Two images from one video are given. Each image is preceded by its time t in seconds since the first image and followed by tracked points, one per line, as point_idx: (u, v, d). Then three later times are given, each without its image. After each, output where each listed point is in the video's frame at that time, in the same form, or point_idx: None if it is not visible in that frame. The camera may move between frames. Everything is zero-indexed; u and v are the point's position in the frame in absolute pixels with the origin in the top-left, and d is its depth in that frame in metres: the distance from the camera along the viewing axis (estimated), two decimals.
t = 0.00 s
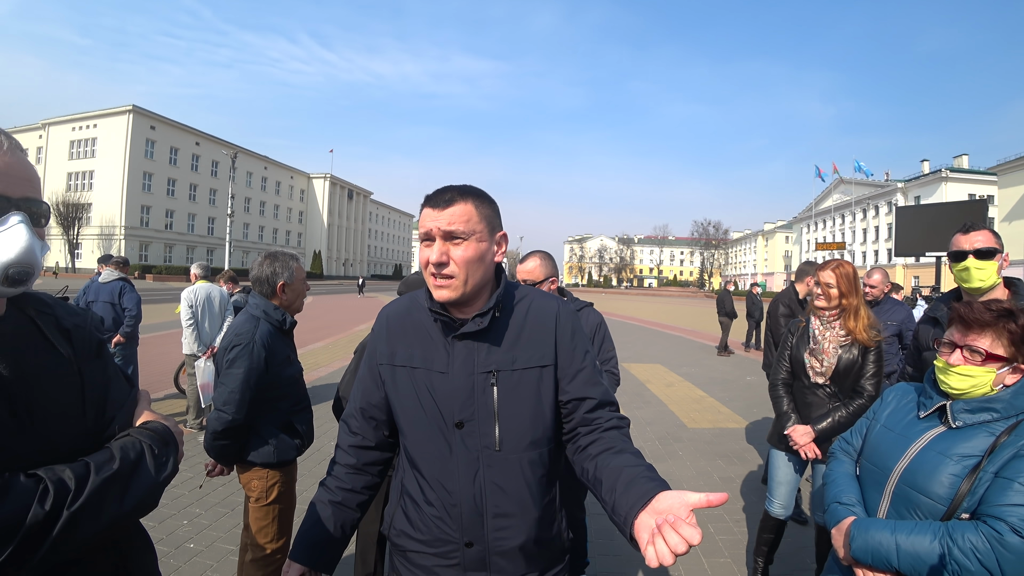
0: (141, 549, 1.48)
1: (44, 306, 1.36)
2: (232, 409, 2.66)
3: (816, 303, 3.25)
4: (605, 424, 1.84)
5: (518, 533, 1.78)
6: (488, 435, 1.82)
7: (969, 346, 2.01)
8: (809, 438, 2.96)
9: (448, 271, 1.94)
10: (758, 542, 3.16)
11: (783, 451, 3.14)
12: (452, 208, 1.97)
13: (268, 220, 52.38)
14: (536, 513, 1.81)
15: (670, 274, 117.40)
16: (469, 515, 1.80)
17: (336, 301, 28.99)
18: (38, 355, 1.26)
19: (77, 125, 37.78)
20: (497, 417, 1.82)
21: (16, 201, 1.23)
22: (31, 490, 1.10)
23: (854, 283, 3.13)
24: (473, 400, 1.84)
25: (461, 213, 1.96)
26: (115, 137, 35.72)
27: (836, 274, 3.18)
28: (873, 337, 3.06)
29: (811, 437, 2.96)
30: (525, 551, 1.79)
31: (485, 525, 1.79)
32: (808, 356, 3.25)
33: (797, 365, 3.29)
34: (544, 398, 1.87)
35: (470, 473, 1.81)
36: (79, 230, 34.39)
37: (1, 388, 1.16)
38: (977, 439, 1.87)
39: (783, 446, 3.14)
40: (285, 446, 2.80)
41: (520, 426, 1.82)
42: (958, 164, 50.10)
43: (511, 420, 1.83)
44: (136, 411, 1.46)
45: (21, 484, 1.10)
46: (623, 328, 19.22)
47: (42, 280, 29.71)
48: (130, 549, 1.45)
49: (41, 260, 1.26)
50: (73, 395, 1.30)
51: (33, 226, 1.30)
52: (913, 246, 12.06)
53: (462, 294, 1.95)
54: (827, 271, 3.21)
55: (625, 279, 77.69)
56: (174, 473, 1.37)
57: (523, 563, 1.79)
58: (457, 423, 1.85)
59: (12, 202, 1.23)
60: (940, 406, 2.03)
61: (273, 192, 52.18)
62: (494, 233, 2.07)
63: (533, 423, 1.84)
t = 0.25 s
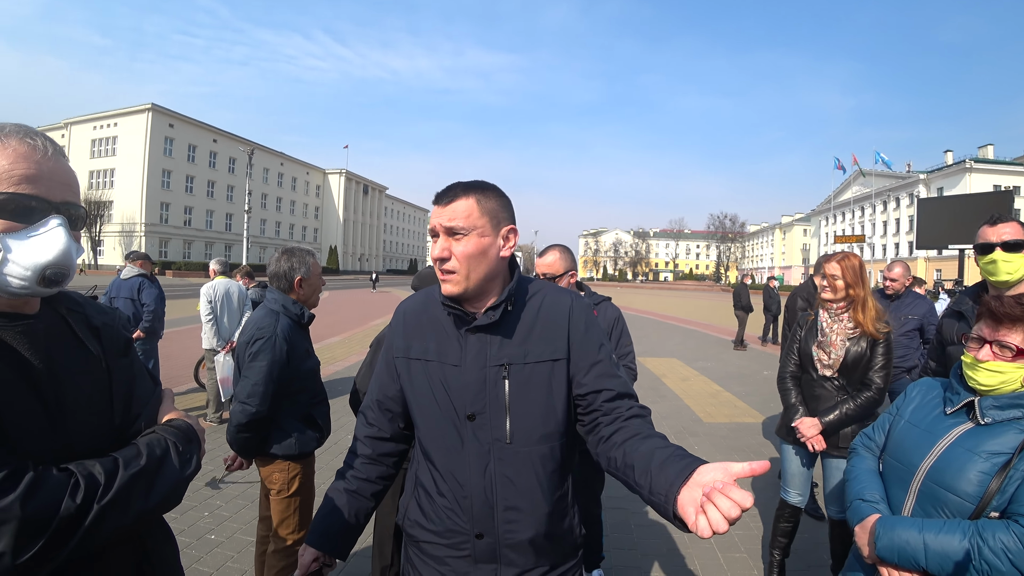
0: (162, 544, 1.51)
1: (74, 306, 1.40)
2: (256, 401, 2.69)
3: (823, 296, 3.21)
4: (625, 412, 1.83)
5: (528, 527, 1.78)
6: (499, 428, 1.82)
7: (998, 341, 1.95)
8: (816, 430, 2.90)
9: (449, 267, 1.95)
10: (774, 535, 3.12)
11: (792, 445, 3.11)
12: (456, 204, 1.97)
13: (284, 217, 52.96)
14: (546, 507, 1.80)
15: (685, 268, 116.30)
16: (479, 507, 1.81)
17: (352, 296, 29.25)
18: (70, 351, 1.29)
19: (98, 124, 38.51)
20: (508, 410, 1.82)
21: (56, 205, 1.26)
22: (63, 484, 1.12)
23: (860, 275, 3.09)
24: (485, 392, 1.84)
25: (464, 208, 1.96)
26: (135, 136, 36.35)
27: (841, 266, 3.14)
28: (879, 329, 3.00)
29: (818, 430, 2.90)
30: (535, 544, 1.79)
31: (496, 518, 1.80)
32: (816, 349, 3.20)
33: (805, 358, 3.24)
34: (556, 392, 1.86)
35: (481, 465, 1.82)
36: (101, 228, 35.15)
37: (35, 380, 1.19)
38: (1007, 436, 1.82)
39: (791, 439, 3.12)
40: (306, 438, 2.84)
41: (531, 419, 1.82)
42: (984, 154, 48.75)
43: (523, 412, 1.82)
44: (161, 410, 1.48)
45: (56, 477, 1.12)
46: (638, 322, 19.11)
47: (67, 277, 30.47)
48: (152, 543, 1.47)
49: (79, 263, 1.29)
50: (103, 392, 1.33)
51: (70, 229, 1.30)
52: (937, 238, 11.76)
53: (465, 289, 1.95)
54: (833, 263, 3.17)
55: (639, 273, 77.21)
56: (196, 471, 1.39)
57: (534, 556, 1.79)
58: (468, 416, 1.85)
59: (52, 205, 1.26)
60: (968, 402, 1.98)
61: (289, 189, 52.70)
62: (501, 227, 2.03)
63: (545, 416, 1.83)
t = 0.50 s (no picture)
0: (172, 550, 1.48)
1: (81, 308, 1.36)
2: (273, 397, 2.71)
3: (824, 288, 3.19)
4: (630, 412, 1.81)
5: (535, 520, 1.78)
6: (506, 423, 1.81)
7: (1019, 336, 1.91)
8: (817, 423, 2.87)
9: (458, 265, 1.94)
10: (785, 529, 3.09)
11: (795, 438, 3.09)
12: (462, 203, 1.96)
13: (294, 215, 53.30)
14: (553, 502, 1.79)
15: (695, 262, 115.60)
16: (486, 501, 1.81)
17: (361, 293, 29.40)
18: (76, 355, 1.28)
19: (110, 125, 38.93)
20: (516, 404, 1.81)
21: (63, 201, 1.26)
22: (70, 492, 1.10)
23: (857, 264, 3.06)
24: (493, 387, 1.84)
25: (471, 207, 1.95)
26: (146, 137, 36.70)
27: (840, 258, 3.11)
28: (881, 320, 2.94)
29: (818, 423, 2.87)
30: (542, 539, 1.78)
31: (503, 511, 1.80)
32: (819, 342, 3.16)
33: (808, 352, 3.21)
34: (564, 387, 1.85)
35: (489, 458, 1.82)
36: (114, 228, 35.59)
37: (37, 383, 1.18)
38: None
39: (795, 434, 3.09)
40: (322, 433, 2.86)
41: (539, 413, 1.81)
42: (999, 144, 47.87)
43: (531, 407, 1.81)
44: (169, 417, 1.45)
45: (61, 487, 1.10)
46: (647, 317, 19.01)
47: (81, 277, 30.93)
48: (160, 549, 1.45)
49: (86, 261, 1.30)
50: (108, 396, 1.31)
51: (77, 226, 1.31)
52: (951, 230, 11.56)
53: (475, 287, 1.94)
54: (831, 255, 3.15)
55: (648, 268, 76.88)
56: (206, 477, 1.37)
57: (541, 550, 1.79)
58: (476, 410, 1.84)
59: (58, 202, 1.26)
60: (987, 397, 1.94)
61: (298, 187, 53.00)
62: (508, 225, 2.02)
63: (553, 411, 1.82)
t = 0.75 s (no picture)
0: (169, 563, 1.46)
1: (77, 315, 1.37)
2: (279, 398, 2.74)
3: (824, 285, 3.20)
4: (630, 411, 1.81)
5: (543, 516, 1.78)
6: (513, 421, 1.82)
7: None
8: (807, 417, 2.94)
9: (485, 266, 1.94)
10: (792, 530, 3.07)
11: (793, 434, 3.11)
12: (485, 205, 1.96)
13: (302, 215, 53.63)
14: (560, 498, 1.80)
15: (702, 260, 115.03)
16: (494, 498, 1.82)
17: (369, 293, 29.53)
18: (72, 364, 1.25)
19: (120, 128, 39.35)
20: (523, 402, 1.82)
21: (58, 202, 1.24)
22: (66, 513, 1.09)
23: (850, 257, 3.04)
24: (499, 385, 1.84)
25: (494, 209, 1.96)
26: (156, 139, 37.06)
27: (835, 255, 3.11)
28: (870, 313, 2.91)
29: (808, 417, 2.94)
30: (550, 535, 1.79)
31: (511, 508, 1.80)
32: (813, 336, 3.19)
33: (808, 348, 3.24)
34: (569, 384, 1.86)
35: (496, 456, 1.82)
36: (125, 230, 35.98)
37: (32, 394, 1.15)
38: None
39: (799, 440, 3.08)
40: (327, 433, 2.88)
41: (545, 411, 1.82)
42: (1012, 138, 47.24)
43: (537, 404, 1.82)
44: (167, 427, 1.44)
45: (56, 507, 1.09)
46: (654, 315, 18.95)
47: (93, 279, 31.29)
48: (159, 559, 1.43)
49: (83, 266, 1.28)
50: (105, 406, 1.29)
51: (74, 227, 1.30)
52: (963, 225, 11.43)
53: (499, 286, 1.94)
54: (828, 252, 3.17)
55: (655, 266, 76.61)
56: (208, 492, 1.37)
57: (549, 547, 1.79)
58: (484, 408, 1.85)
59: (52, 203, 1.24)
60: (997, 396, 1.92)
61: (305, 188, 53.31)
62: (525, 226, 2.06)
63: (559, 408, 1.83)
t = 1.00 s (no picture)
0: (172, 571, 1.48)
1: (72, 321, 1.38)
2: (276, 399, 2.80)
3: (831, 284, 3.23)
4: (623, 419, 1.83)
5: (549, 516, 1.81)
6: (520, 422, 1.85)
7: None
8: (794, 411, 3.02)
9: (490, 270, 1.96)
10: (797, 531, 3.08)
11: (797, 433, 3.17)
12: (492, 209, 1.99)
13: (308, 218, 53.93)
14: (566, 498, 1.82)
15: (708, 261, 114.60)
16: (502, 498, 1.84)
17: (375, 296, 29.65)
18: (69, 376, 1.27)
19: (129, 133, 39.77)
20: (529, 404, 1.85)
21: (63, 212, 1.24)
22: (83, 534, 1.13)
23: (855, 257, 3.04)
24: (505, 388, 1.87)
25: (501, 213, 1.99)
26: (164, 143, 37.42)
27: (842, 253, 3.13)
28: (860, 310, 2.92)
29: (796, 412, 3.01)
30: (556, 534, 1.82)
31: (518, 508, 1.83)
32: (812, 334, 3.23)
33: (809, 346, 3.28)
34: (574, 386, 1.88)
35: (503, 457, 1.85)
36: (134, 234, 36.33)
37: (30, 406, 1.17)
38: None
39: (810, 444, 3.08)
40: (326, 435, 2.92)
41: (550, 413, 1.84)
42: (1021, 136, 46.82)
43: (543, 405, 1.85)
44: (168, 436, 1.47)
45: (72, 526, 1.12)
46: (660, 316, 18.91)
47: (102, 282, 31.62)
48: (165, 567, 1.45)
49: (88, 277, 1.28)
50: (103, 417, 1.31)
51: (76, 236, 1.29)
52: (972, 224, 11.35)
53: (503, 289, 1.97)
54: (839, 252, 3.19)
55: (661, 268, 76.42)
56: (218, 507, 1.39)
57: (556, 546, 1.82)
58: (490, 410, 1.88)
59: (59, 211, 1.24)
60: (998, 397, 1.92)
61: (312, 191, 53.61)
62: (529, 230, 2.09)
63: (564, 409, 1.86)
